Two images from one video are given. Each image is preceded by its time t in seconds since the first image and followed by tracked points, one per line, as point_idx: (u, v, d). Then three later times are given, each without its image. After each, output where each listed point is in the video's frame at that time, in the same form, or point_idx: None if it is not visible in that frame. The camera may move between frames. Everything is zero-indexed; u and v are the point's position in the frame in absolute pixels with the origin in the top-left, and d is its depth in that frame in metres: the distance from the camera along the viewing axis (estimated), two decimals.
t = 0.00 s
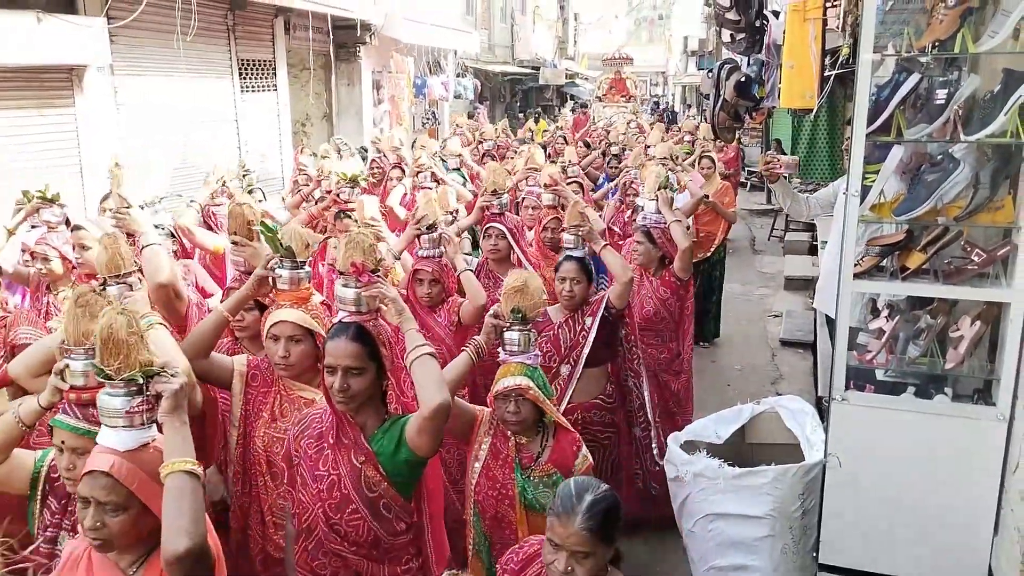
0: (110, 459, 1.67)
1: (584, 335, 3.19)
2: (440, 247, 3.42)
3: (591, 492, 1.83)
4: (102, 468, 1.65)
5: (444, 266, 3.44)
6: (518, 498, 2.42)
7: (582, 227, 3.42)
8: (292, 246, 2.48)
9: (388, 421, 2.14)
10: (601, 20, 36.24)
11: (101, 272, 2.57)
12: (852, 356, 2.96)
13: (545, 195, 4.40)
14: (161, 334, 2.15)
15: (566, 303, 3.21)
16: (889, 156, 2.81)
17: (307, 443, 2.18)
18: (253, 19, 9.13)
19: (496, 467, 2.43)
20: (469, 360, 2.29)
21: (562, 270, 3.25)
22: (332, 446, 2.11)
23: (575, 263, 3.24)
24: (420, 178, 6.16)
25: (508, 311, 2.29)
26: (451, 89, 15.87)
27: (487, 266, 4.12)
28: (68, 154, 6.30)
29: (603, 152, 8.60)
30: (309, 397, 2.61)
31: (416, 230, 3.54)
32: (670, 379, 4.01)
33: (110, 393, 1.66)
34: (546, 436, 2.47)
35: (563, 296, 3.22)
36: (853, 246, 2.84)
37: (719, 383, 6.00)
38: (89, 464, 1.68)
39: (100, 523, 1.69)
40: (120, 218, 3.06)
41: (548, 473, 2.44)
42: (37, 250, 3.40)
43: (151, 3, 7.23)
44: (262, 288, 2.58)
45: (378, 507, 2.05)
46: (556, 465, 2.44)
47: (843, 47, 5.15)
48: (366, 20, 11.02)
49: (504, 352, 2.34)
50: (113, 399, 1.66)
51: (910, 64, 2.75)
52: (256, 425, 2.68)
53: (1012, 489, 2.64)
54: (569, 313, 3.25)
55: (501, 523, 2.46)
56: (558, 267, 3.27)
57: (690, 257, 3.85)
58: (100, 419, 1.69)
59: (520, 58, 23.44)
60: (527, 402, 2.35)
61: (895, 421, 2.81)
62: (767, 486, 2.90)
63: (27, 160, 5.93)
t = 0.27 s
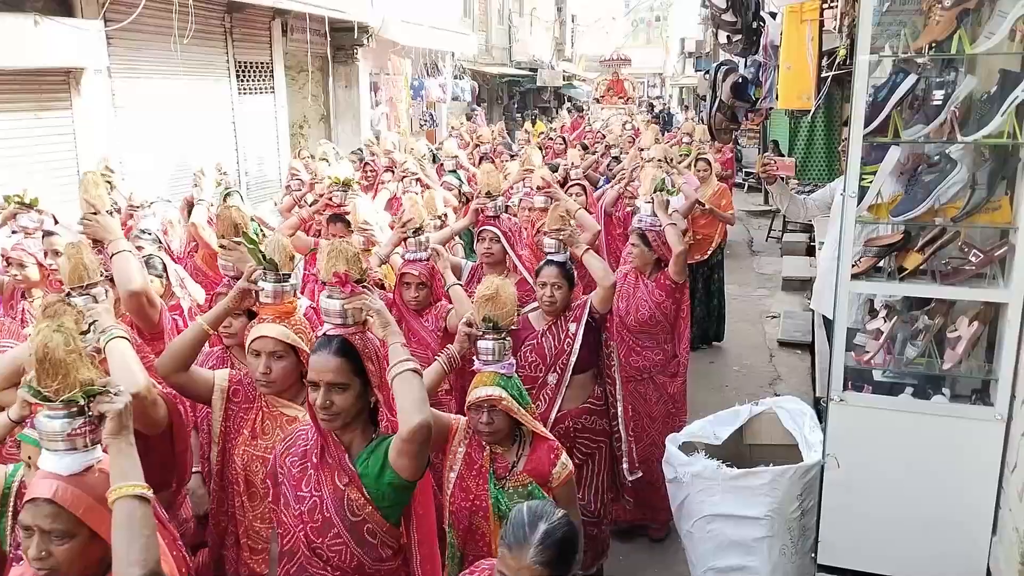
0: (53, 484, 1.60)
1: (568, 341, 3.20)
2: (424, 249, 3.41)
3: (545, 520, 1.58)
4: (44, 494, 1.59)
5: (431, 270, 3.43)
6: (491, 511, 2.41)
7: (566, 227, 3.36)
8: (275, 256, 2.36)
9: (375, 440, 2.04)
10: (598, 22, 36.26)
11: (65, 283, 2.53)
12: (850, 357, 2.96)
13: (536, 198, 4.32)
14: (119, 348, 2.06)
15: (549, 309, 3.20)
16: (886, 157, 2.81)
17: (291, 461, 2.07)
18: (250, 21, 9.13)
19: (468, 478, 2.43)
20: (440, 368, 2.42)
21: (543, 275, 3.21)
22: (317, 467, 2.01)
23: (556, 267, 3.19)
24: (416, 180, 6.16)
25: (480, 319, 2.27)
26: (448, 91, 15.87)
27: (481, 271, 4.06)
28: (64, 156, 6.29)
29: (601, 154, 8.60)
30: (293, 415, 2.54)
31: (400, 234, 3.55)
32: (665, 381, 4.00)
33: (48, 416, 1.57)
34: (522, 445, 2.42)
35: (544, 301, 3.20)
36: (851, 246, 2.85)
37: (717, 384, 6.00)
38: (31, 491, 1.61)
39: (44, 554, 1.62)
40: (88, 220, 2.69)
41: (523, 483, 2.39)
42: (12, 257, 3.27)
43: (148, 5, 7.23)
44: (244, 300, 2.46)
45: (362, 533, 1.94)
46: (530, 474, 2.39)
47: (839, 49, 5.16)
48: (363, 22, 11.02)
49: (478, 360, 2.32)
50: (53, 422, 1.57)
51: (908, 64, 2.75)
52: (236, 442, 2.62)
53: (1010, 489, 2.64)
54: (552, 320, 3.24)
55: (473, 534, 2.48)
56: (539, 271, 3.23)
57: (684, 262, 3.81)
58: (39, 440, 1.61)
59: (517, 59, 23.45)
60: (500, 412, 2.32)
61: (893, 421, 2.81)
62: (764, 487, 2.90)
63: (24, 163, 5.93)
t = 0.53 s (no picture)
0: (4, 521, 1.61)
1: (567, 352, 3.17)
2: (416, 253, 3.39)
3: (510, 568, 1.66)
4: None
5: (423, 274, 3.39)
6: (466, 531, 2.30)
7: (568, 240, 3.33)
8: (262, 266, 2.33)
9: (359, 456, 1.99)
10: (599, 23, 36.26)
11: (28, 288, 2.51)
12: (852, 358, 2.96)
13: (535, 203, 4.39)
14: (75, 355, 2.19)
15: (550, 320, 3.18)
16: (887, 159, 2.83)
17: (273, 477, 2.05)
18: (251, 22, 9.13)
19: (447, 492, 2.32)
20: (423, 382, 2.42)
21: (544, 285, 3.18)
22: (297, 484, 1.97)
23: (558, 278, 3.17)
24: (417, 181, 6.16)
25: (463, 331, 2.23)
26: (450, 92, 15.86)
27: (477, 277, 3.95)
28: (66, 157, 6.29)
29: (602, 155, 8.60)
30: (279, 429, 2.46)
31: (391, 238, 3.46)
32: (659, 387, 3.94)
33: None
34: (505, 465, 2.32)
35: (544, 312, 3.17)
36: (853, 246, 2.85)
37: (718, 384, 6.00)
38: None
39: None
40: (63, 224, 2.78)
41: (501, 506, 2.28)
42: None
43: (149, 6, 7.23)
44: (227, 309, 2.49)
45: (343, 554, 1.89)
46: (509, 497, 2.28)
47: (841, 49, 5.15)
48: (364, 23, 11.01)
49: (463, 376, 2.26)
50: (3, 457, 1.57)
51: (909, 65, 2.75)
52: (221, 459, 2.53)
53: (1013, 490, 2.64)
54: (552, 330, 3.22)
55: (448, 555, 2.33)
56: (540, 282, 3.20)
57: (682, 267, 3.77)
58: None
59: (519, 60, 23.45)
60: (480, 431, 2.23)
61: (896, 422, 2.80)
62: (766, 488, 2.90)
63: (25, 163, 5.93)
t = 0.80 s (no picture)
0: None
1: (577, 363, 2.92)
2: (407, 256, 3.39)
3: None
4: None
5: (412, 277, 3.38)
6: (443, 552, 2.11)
7: (587, 243, 2.98)
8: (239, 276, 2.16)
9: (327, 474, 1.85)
10: (601, 23, 36.25)
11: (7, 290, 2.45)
12: (854, 359, 2.95)
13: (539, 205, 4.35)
14: (40, 365, 2.07)
15: (564, 329, 2.92)
16: (889, 159, 2.82)
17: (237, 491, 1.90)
18: (254, 22, 9.14)
19: (431, 502, 2.14)
20: (408, 389, 2.11)
21: (559, 292, 2.93)
22: (260, 501, 1.83)
23: (574, 284, 2.91)
24: (419, 181, 6.16)
25: (453, 337, 2.04)
26: (451, 92, 15.87)
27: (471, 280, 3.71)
28: (68, 157, 6.30)
29: (603, 156, 8.60)
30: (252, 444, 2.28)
31: (383, 239, 3.38)
32: (660, 394, 3.94)
33: None
34: (492, 484, 2.15)
35: (558, 320, 2.92)
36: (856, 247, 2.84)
37: (720, 385, 6.00)
38: None
39: None
40: (46, 226, 2.69)
41: (483, 529, 2.10)
42: None
43: (151, 6, 7.23)
44: (205, 320, 2.28)
45: None
46: (493, 521, 2.11)
47: (843, 50, 5.16)
48: (366, 23, 11.01)
49: (450, 384, 2.09)
50: None
51: (911, 66, 2.74)
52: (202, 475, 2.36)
53: (1015, 492, 2.64)
54: (565, 340, 2.96)
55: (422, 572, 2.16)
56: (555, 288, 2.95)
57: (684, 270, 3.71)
58: None
59: (521, 61, 23.44)
60: (468, 445, 2.06)
61: (896, 424, 2.80)
62: (768, 489, 2.90)
63: (26, 162, 5.93)
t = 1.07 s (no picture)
0: None
1: (583, 377, 2.91)
2: (404, 263, 3.16)
3: None
4: None
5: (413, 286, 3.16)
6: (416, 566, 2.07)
7: (593, 251, 2.89)
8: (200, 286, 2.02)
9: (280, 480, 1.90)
10: (601, 24, 36.25)
11: None
12: (853, 360, 2.95)
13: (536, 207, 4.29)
14: (14, 378, 2.05)
15: (570, 339, 2.90)
16: (889, 160, 2.82)
17: (188, 501, 1.95)
18: (253, 22, 9.15)
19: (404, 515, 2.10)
20: (380, 402, 2.01)
21: (566, 301, 2.89)
22: (212, 510, 1.89)
23: (581, 294, 2.86)
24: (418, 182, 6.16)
25: (426, 347, 1.98)
26: (450, 92, 15.86)
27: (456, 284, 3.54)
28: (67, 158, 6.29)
29: (602, 157, 8.60)
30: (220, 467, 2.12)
31: (376, 246, 3.16)
32: (660, 400, 3.97)
33: None
34: (467, 498, 2.09)
35: (564, 330, 2.90)
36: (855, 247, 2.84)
37: (720, 386, 6.00)
38: None
39: None
40: (30, 230, 2.62)
41: (456, 546, 2.05)
42: None
43: (151, 6, 7.23)
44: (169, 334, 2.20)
45: None
46: (466, 538, 2.06)
47: (842, 51, 5.16)
48: (365, 24, 11.01)
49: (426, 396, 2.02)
50: None
51: (911, 67, 2.74)
52: (166, 494, 2.25)
53: (1014, 493, 2.64)
54: (573, 350, 2.95)
55: None
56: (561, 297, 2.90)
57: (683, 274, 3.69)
58: None
59: (520, 61, 23.43)
60: (442, 461, 1.99)
61: (896, 424, 2.80)
62: (767, 489, 2.91)
63: (26, 162, 5.93)
